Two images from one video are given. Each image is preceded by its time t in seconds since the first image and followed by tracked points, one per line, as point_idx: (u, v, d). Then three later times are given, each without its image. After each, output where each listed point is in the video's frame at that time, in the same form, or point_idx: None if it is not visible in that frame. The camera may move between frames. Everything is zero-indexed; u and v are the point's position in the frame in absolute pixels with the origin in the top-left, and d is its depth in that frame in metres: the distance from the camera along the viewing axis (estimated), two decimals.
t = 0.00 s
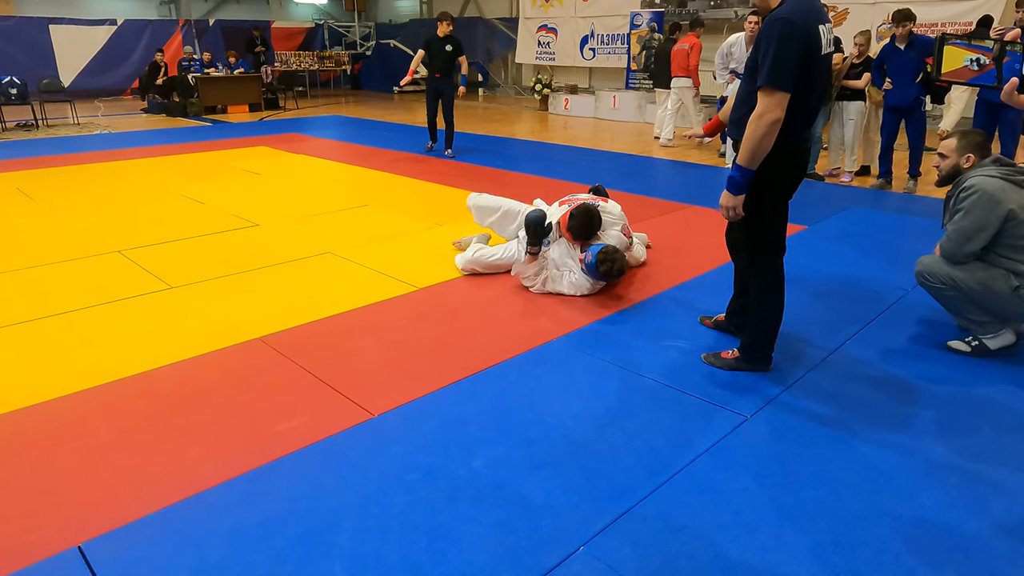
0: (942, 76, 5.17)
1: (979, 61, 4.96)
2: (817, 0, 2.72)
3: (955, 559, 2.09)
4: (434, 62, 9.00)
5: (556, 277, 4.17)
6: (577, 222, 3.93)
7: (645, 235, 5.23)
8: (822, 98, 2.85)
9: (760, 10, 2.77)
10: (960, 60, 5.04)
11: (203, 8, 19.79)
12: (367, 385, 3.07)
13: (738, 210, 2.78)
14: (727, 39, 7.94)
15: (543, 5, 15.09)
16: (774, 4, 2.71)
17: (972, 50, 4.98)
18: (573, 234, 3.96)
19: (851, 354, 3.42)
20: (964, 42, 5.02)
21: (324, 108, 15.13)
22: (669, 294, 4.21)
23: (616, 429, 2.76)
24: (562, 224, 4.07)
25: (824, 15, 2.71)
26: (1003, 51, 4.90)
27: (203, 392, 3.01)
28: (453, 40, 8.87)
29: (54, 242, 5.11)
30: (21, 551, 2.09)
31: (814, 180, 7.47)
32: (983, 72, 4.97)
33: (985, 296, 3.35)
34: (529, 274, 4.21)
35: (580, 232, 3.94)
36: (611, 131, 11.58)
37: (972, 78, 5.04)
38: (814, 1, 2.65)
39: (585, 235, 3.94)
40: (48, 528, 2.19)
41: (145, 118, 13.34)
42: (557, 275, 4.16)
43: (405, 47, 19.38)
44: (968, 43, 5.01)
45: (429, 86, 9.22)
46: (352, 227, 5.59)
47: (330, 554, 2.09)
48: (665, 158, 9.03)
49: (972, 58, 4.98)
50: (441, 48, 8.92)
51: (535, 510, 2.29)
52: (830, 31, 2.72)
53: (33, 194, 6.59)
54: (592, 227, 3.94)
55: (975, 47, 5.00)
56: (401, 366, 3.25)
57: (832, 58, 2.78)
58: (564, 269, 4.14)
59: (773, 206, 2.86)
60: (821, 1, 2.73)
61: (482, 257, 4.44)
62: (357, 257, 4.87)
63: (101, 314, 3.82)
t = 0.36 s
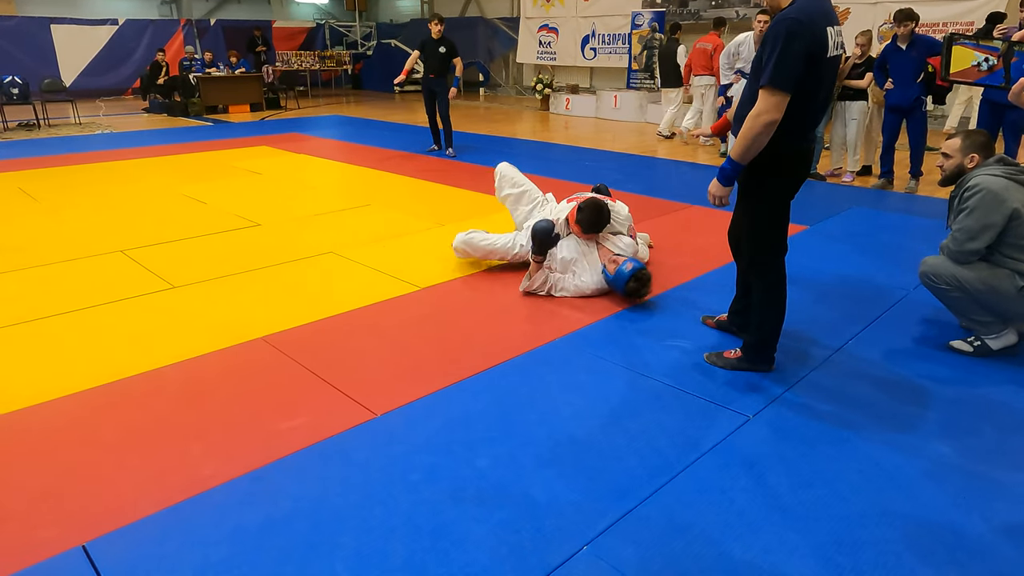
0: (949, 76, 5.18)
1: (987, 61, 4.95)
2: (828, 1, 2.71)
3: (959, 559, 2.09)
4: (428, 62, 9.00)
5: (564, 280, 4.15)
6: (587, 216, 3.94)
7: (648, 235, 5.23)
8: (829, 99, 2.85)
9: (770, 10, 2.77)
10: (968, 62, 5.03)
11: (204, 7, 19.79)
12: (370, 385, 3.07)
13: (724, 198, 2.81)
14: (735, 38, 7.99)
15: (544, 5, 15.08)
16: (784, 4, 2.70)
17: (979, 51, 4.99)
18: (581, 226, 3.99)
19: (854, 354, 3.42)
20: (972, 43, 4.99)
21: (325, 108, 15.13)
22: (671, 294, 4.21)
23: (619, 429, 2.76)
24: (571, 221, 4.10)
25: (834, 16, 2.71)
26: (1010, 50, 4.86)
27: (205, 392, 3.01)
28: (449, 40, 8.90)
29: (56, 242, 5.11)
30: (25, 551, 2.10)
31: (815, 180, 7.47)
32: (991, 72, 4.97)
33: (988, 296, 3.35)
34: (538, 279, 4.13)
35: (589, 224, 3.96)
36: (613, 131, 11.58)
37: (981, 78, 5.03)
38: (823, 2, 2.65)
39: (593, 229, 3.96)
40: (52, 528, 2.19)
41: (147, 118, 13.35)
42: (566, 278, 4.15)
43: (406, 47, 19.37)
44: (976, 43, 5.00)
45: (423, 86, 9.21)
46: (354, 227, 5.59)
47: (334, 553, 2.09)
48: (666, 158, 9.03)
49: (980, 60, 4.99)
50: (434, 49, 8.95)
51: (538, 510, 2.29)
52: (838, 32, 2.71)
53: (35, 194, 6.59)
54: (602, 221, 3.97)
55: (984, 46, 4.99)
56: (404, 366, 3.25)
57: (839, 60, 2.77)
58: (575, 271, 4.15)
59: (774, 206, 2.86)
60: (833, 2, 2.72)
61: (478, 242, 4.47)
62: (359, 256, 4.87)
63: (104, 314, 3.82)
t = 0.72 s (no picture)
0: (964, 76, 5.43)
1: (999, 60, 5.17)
2: None
3: (964, 560, 2.08)
4: (426, 61, 9.03)
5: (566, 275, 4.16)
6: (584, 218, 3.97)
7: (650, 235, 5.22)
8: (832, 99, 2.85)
9: (773, 10, 2.77)
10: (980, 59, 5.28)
11: (206, 8, 19.80)
12: (372, 385, 3.07)
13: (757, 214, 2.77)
14: (745, 39, 7.98)
15: (546, 5, 15.07)
16: (787, 4, 2.70)
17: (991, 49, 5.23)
18: (579, 230, 4.02)
19: (857, 355, 3.41)
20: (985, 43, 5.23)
21: (326, 109, 15.14)
22: (674, 294, 4.20)
23: (621, 430, 2.75)
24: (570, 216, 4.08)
25: (836, 15, 2.71)
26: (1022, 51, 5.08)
27: (208, 392, 3.01)
28: (444, 39, 8.94)
29: (58, 242, 5.11)
30: (27, 551, 2.09)
31: (818, 180, 7.46)
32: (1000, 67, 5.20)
33: (995, 297, 3.34)
34: (538, 274, 4.19)
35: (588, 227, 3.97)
36: (614, 131, 11.58)
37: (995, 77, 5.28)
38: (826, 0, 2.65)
39: (592, 232, 3.98)
40: (55, 528, 2.19)
41: (149, 118, 13.36)
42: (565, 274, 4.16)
43: (407, 47, 19.38)
44: (989, 43, 5.23)
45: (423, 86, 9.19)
46: (355, 227, 5.59)
47: (337, 555, 2.09)
48: (667, 158, 9.03)
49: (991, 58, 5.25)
50: (432, 48, 8.98)
51: (541, 511, 2.29)
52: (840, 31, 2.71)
53: (37, 194, 6.60)
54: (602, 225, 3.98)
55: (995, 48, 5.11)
56: (406, 367, 3.25)
57: (843, 59, 2.77)
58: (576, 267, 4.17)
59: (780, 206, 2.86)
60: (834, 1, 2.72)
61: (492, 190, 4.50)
62: (361, 257, 4.87)
63: (106, 314, 3.82)
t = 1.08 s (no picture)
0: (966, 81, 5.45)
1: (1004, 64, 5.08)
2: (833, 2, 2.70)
3: (963, 563, 2.07)
4: (426, 60, 9.08)
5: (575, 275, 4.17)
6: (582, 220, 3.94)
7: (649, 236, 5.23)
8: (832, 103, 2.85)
9: (775, 11, 2.76)
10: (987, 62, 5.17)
11: (206, 8, 19.80)
12: (370, 386, 3.07)
13: (746, 212, 2.78)
14: (746, 38, 7.98)
15: (547, 6, 15.08)
16: (789, 5, 2.69)
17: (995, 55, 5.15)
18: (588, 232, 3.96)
19: (856, 356, 3.41)
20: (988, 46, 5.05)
21: (327, 109, 15.15)
22: (673, 295, 4.21)
23: (620, 432, 2.75)
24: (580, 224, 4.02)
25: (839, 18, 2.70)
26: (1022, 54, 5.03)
27: (207, 393, 3.01)
28: (443, 38, 8.99)
29: (59, 243, 5.11)
30: (25, 552, 2.09)
31: (818, 181, 7.47)
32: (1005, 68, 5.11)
33: (994, 299, 3.33)
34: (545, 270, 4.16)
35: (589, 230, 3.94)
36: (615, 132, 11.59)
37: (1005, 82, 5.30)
38: (830, 3, 2.64)
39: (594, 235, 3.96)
40: (52, 530, 2.19)
41: (149, 118, 13.37)
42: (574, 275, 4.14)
43: (408, 48, 19.40)
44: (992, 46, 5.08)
45: (423, 86, 9.19)
46: (355, 228, 5.59)
47: (334, 556, 2.09)
48: (667, 159, 9.04)
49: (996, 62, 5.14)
50: (432, 48, 9.06)
51: (539, 513, 2.29)
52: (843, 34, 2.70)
53: (37, 195, 6.60)
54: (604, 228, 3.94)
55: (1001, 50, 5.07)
56: (405, 367, 3.25)
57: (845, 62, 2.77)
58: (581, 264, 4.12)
59: (779, 208, 2.85)
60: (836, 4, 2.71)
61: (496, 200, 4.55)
62: (361, 257, 4.87)
63: (105, 314, 3.82)
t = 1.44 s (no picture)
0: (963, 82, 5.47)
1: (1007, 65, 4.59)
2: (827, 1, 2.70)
3: (961, 563, 2.07)
4: (427, 61, 9.09)
5: (607, 259, 4.24)
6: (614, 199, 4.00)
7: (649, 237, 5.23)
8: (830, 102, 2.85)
9: (769, 12, 2.76)
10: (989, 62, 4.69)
11: (207, 9, 19.82)
12: (370, 387, 3.07)
13: (750, 212, 2.77)
14: (746, 39, 7.97)
15: (547, 7, 15.09)
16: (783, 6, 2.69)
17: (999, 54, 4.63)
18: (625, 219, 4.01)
19: (856, 356, 3.41)
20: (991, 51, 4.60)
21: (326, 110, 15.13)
22: (673, 296, 4.21)
23: (619, 432, 2.75)
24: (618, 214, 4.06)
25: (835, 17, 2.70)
26: None
27: (206, 393, 3.01)
28: (443, 39, 9.01)
29: (59, 243, 5.12)
30: (26, 552, 2.10)
31: (817, 181, 7.48)
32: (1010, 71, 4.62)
33: (992, 300, 3.34)
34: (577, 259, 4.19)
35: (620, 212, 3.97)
36: (615, 133, 11.60)
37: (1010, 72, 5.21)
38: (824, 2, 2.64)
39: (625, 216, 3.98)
40: (52, 530, 2.19)
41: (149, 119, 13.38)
42: (606, 258, 4.23)
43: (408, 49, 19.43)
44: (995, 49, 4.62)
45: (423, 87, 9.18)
46: (354, 229, 5.59)
47: (333, 557, 2.09)
48: (667, 160, 9.04)
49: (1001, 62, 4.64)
50: (432, 49, 9.07)
51: (538, 513, 2.29)
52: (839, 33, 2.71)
53: (37, 196, 6.60)
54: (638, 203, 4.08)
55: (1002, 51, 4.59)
56: (404, 368, 3.25)
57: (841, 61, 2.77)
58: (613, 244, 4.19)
59: (780, 208, 2.86)
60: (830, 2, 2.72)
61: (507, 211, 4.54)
62: (361, 258, 4.88)
63: (106, 315, 3.83)
